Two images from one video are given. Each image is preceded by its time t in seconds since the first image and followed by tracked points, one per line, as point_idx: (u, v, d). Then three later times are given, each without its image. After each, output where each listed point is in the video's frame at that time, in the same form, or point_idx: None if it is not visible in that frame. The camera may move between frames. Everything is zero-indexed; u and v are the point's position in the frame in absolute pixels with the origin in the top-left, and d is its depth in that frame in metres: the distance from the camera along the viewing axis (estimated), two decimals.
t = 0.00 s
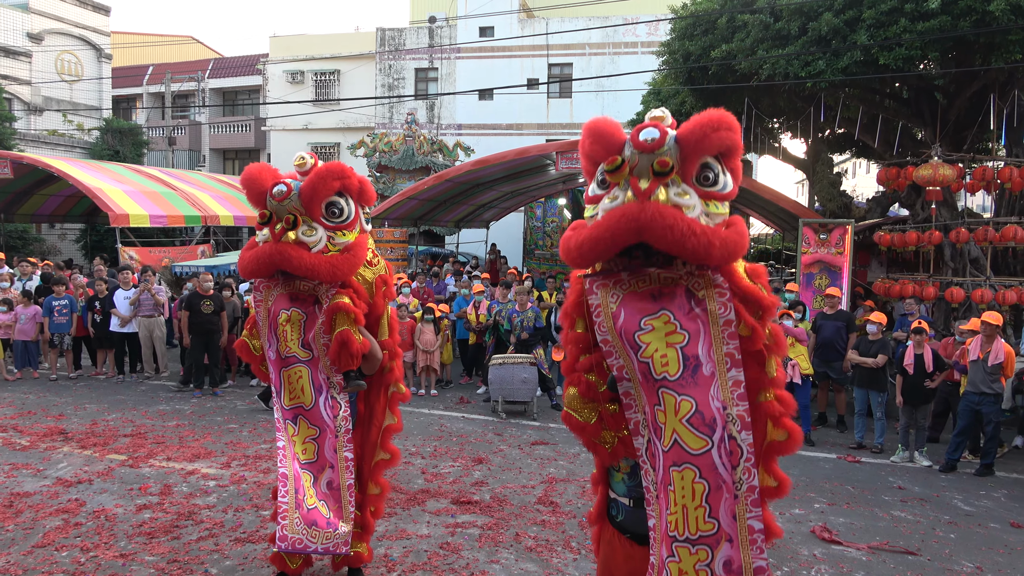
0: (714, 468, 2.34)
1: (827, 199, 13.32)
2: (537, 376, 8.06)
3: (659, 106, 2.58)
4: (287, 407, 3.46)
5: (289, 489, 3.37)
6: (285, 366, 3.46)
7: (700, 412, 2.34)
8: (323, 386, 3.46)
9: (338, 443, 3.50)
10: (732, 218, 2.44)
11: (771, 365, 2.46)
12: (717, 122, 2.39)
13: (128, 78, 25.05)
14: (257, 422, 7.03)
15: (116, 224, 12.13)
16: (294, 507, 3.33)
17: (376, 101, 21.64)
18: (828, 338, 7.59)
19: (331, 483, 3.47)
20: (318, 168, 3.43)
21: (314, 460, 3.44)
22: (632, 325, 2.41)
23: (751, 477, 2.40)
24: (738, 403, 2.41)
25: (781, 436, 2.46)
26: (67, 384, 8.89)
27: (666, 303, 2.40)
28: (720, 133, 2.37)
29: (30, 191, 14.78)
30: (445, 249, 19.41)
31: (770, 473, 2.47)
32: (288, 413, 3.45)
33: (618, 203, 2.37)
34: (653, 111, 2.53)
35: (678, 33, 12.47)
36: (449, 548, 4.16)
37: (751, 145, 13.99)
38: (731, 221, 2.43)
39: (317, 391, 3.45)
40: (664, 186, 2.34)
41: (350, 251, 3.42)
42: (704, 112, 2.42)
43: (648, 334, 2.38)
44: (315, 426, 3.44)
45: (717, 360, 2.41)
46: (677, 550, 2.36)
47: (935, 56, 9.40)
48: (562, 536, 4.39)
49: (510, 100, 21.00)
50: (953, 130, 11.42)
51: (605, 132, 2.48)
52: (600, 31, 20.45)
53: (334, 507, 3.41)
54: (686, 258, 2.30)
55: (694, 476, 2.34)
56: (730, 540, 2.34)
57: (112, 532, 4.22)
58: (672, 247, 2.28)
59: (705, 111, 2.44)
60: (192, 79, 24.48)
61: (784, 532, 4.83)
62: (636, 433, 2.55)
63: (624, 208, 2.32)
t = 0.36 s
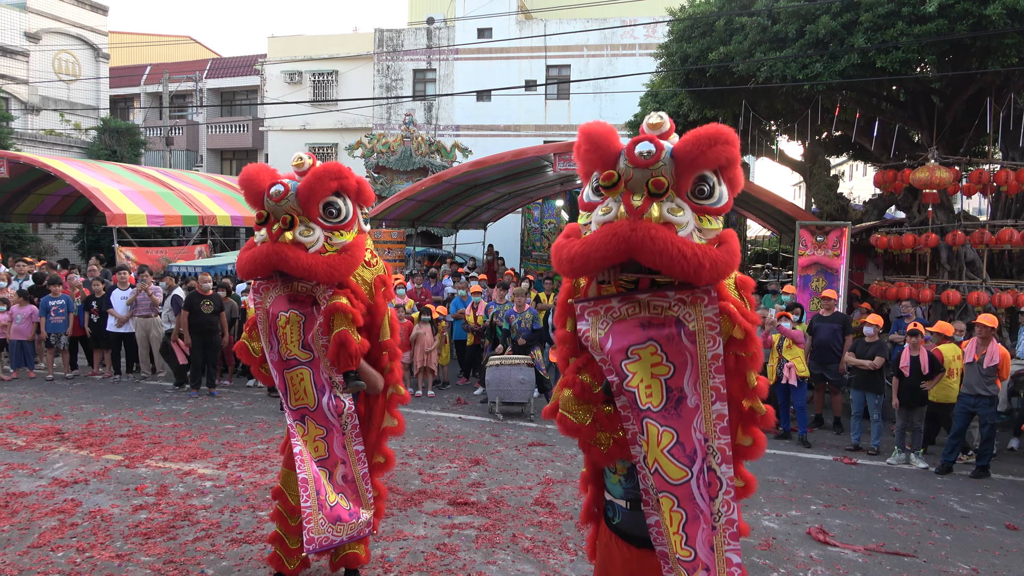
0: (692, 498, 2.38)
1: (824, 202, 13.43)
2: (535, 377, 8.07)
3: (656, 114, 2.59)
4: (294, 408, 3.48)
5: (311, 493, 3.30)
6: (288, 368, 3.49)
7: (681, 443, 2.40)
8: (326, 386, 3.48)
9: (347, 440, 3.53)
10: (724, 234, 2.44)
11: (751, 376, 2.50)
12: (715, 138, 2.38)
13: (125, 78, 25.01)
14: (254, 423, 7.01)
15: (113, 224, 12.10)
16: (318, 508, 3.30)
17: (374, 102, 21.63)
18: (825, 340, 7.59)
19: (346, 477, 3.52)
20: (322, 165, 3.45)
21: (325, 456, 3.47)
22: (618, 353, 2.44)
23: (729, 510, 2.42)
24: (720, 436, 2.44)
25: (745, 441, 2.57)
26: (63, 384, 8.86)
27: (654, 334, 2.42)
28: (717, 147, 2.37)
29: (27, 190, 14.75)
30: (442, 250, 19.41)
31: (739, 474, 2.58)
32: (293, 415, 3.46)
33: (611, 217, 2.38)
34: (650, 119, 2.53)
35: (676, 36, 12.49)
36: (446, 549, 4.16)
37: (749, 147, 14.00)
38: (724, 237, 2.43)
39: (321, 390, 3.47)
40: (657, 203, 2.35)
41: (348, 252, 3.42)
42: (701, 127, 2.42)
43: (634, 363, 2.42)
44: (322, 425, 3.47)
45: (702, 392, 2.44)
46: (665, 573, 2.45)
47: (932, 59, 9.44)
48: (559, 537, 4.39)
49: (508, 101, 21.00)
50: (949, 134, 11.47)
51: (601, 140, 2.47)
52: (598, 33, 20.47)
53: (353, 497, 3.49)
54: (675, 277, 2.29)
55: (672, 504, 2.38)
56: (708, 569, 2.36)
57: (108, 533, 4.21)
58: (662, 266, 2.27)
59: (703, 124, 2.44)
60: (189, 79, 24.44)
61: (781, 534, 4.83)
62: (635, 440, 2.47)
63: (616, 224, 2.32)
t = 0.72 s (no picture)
0: None
1: (822, 202, 13.34)
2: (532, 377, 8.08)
3: (652, 117, 2.57)
4: (295, 409, 3.47)
5: (309, 496, 3.26)
6: (290, 370, 3.49)
7: None
8: (327, 388, 3.48)
9: (348, 440, 3.53)
10: (721, 241, 2.43)
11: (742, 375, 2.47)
12: (713, 145, 2.37)
13: (122, 78, 24.98)
14: (251, 424, 7.01)
15: (111, 224, 12.07)
16: (315, 510, 3.26)
17: (372, 102, 21.63)
18: (822, 340, 7.58)
19: (348, 475, 3.52)
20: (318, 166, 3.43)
21: (328, 455, 3.46)
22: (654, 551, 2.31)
23: None
24: None
25: (736, 446, 2.51)
26: (60, 385, 8.84)
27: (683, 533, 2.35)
28: (715, 154, 2.36)
29: (24, 190, 14.73)
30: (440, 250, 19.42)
31: (723, 478, 2.53)
32: (295, 416, 3.46)
33: (607, 224, 2.35)
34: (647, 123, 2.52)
35: (673, 37, 12.52)
36: (443, 550, 4.15)
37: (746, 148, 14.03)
38: (720, 245, 2.41)
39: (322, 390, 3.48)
40: (654, 211, 2.34)
41: (345, 252, 3.42)
42: (699, 133, 2.41)
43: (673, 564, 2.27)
44: (324, 425, 3.47)
45: None
46: None
47: (928, 60, 9.46)
48: (556, 537, 4.40)
49: (506, 102, 21.02)
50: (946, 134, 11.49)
51: (597, 144, 2.45)
52: (595, 34, 20.48)
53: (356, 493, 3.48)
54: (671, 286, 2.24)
55: None
56: None
57: (105, 534, 4.20)
58: (660, 277, 2.22)
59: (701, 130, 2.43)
60: (187, 79, 24.42)
61: (778, 534, 4.84)
62: None
63: (613, 232, 2.28)
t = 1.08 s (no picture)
0: None
1: (820, 201, 13.34)
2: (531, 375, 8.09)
3: (643, 128, 2.55)
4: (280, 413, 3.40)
5: (291, 499, 3.28)
6: (274, 374, 3.38)
7: None
8: (311, 392, 3.43)
9: (332, 444, 3.52)
10: (716, 254, 2.40)
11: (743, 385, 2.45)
12: (703, 159, 2.35)
13: (120, 76, 24.94)
14: (249, 422, 7.00)
15: (108, 222, 12.05)
16: (295, 514, 3.27)
17: (371, 100, 21.60)
18: (819, 338, 7.58)
19: (331, 479, 3.50)
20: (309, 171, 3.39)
21: (312, 459, 3.45)
22: None
23: None
24: None
25: (731, 453, 2.51)
26: (58, 383, 8.82)
27: None
28: (706, 169, 2.34)
29: (22, 188, 14.70)
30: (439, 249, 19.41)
31: (717, 492, 2.58)
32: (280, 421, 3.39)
33: (600, 243, 2.34)
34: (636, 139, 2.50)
35: (672, 35, 12.53)
36: (442, 547, 4.16)
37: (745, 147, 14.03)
38: (716, 257, 2.39)
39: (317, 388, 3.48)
40: (647, 229, 2.31)
41: (344, 251, 3.41)
42: (689, 146, 2.38)
43: None
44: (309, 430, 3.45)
45: None
46: None
47: (926, 59, 9.46)
48: (555, 535, 4.40)
49: (505, 100, 21.02)
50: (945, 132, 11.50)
51: (588, 162, 2.42)
52: (594, 32, 20.47)
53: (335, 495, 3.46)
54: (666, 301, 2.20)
55: None
56: None
57: (103, 531, 4.20)
58: (654, 296, 2.19)
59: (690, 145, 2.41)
60: (185, 77, 24.38)
61: (776, 531, 4.85)
62: None
63: (606, 252, 2.25)
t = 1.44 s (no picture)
0: None
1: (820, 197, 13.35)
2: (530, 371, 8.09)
3: (637, 121, 2.53)
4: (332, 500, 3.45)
5: None
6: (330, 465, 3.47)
7: None
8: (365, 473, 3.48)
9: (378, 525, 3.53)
10: (717, 248, 2.40)
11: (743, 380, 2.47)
12: (703, 153, 2.34)
13: (118, 70, 24.86)
14: (248, 417, 7.01)
15: (107, 217, 12.04)
16: None
17: (370, 95, 21.54)
18: (819, 335, 7.70)
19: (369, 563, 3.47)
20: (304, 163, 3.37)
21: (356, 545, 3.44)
22: None
23: None
24: None
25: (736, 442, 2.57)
26: (57, 377, 8.82)
27: None
28: (706, 161, 2.33)
29: (20, 182, 14.67)
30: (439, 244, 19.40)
31: (732, 479, 2.53)
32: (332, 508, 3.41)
33: (598, 241, 2.30)
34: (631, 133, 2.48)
35: (673, 31, 12.49)
36: (441, 542, 4.16)
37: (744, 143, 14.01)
38: (716, 252, 2.39)
39: (320, 387, 3.46)
40: (646, 227, 2.28)
41: (339, 243, 3.39)
42: (688, 141, 2.37)
43: None
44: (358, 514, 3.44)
45: None
46: None
47: (927, 55, 9.44)
48: (554, 530, 4.41)
49: (505, 95, 20.97)
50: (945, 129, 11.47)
51: (583, 159, 2.41)
52: (594, 27, 20.42)
53: None
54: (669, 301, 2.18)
55: None
56: None
57: (102, 526, 4.20)
58: (657, 297, 2.17)
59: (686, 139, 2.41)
60: (184, 71, 24.32)
61: (774, 527, 4.86)
62: None
63: (605, 252, 2.22)
